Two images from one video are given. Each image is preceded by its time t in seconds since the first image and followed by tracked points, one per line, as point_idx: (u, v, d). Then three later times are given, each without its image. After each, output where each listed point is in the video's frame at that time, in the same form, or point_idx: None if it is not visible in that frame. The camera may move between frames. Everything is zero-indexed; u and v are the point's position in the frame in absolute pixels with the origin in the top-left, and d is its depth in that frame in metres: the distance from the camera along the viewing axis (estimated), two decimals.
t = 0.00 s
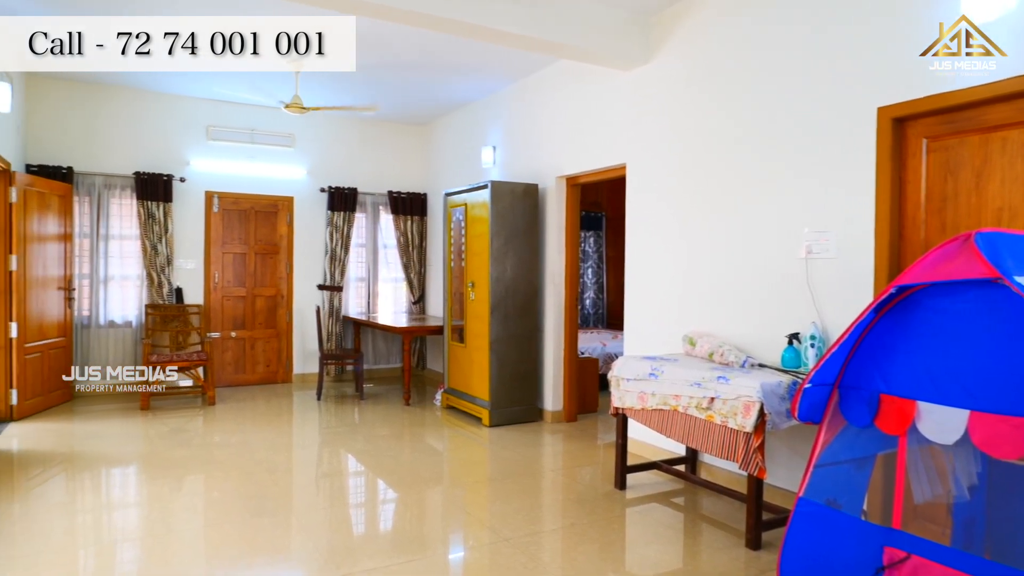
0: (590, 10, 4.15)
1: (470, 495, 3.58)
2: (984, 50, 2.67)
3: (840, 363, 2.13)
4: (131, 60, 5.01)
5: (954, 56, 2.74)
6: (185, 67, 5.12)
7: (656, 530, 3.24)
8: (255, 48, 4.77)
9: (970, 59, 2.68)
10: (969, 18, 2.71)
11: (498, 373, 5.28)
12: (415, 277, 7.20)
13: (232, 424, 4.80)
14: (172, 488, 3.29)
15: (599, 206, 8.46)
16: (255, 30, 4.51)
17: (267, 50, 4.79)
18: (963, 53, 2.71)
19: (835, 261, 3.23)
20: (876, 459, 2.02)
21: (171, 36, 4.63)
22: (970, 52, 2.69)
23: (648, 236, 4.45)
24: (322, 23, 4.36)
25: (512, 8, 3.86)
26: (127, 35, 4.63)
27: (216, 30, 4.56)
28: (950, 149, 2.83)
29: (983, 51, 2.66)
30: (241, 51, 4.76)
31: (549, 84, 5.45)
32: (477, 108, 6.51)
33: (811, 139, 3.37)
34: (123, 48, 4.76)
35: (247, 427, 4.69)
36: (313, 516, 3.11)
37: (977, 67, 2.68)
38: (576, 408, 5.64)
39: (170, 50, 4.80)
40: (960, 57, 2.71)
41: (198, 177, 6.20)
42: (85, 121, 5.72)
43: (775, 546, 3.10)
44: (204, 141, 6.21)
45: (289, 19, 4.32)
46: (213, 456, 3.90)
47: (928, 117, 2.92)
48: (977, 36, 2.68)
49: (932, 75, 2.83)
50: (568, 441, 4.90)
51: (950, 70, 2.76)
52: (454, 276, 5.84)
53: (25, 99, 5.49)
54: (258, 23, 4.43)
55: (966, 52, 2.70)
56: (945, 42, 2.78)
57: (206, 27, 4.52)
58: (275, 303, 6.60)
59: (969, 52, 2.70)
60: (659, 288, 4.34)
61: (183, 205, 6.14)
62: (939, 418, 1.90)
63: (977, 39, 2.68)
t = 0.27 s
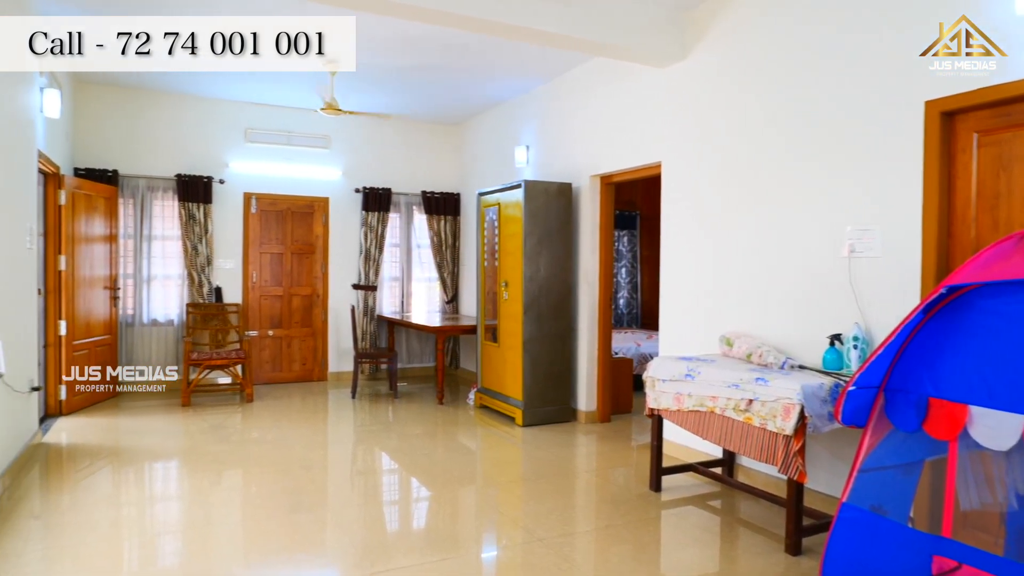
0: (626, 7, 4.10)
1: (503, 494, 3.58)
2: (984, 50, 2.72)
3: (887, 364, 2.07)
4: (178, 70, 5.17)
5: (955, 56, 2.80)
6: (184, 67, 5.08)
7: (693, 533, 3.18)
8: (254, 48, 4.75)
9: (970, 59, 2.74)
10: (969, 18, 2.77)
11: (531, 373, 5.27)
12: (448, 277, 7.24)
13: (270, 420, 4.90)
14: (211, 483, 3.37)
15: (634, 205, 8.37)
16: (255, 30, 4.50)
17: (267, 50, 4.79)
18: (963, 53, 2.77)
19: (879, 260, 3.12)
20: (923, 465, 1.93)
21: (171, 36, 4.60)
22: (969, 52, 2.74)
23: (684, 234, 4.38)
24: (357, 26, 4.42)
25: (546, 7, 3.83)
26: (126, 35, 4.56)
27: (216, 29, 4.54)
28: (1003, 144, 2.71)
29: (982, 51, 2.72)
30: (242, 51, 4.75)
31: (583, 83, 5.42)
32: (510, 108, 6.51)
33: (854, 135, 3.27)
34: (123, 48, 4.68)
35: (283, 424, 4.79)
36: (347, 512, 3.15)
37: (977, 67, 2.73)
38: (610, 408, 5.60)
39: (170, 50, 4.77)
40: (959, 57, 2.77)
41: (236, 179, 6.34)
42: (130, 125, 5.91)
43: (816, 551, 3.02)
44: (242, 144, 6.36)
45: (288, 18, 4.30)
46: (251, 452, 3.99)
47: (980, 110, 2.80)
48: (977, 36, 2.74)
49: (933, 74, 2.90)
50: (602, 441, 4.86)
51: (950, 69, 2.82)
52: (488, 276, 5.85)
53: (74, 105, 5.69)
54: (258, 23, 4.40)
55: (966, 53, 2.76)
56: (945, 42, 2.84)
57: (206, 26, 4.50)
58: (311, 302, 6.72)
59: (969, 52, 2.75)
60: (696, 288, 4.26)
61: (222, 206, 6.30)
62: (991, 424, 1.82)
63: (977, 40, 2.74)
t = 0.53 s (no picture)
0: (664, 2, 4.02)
1: (538, 495, 3.55)
2: (984, 50, 2.79)
3: (937, 367, 1.97)
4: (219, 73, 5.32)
5: (954, 55, 2.87)
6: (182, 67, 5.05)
7: (732, 537, 3.10)
8: (254, 48, 4.72)
9: (970, 59, 2.81)
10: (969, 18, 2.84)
11: (567, 372, 5.24)
12: (483, 276, 7.26)
13: (308, 418, 4.99)
14: (252, 479, 3.44)
15: (670, 203, 8.24)
16: (254, 29, 4.48)
17: (267, 49, 4.75)
18: (963, 53, 2.84)
19: (928, 258, 2.99)
20: (976, 471, 1.87)
21: (171, 36, 4.58)
22: (969, 52, 2.82)
23: (722, 232, 4.28)
24: (392, 28, 4.45)
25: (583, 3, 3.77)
26: (127, 35, 4.49)
27: (214, 28, 4.48)
28: None
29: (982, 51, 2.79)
30: (240, 51, 4.71)
31: (619, 80, 5.36)
32: (545, 107, 6.48)
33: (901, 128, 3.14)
34: (123, 48, 4.57)
35: (321, 422, 4.86)
36: (383, 509, 3.17)
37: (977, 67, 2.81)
38: (646, 409, 5.52)
39: (170, 50, 4.74)
40: (959, 57, 2.85)
41: (276, 180, 6.48)
42: (175, 130, 6.08)
43: (861, 558, 2.91)
44: (281, 146, 6.49)
45: (287, 17, 4.31)
46: (290, 449, 4.06)
47: None
48: (977, 36, 2.81)
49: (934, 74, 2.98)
50: (638, 442, 4.80)
51: (951, 69, 2.90)
52: (523, 275, 5.83)
53: (122, 111, 5.89)
54: (257, 23, 4.40)
55: (965, 53, 2.83)
56: (946, 42, 2.92)
57: (206, 24, 4.45)
58: (348, 302, 6.81)
59: (969, 52, 2.83)
60: (734, 287, 4.17)
61: (262, 208, 6.43)
62: None
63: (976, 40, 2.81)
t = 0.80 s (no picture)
0: None
1: (575, 495, 3.52)
2: (984, 50, 2.88)
3: (992, 370, 1.93)
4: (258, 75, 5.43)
5: (955, 55, 2.96)
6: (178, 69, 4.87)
7: (774, 542, 3.01)
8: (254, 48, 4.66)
9: (969, 59, 2.91)
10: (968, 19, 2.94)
11: (604, 373, 5.18)
12: (519, 276, 7.25)
13: (347, 416, 5.06)
14: (292, 476, 3.50)
15: (709, 202, 8.09)
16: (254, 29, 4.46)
17: (267, 49, 4.70)
18: (962, 53, 2.93)
19: (981, 256, 2.86)
20: None
21: (171, 36, 4.49)
22: (969, 52, 2.91)
23: (763, 229, 4.18)
24: (427, 30, 4.48)
25: None
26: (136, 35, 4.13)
27: (217, 29, 4.42)
28: None
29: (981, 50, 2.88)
30: (240, 52, 4.64)
31: (656, 78, 5.28)
32: (581, 106, 6.43)
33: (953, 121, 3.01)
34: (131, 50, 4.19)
35: (360, 421, 4.93)
36: (421, 507, 3.20)
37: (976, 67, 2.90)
38: (685, 410, 5.43)
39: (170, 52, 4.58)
40: (959, 57, 2.94)
41: (315, 182, 6.59)
42: (218, 135, 6.25)
43: (911, 566, 2.79)
44: (320, 148, 6.61)
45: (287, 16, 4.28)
46: (329, 447, 4.12)
47: None
48: (977, 36, 2.90)
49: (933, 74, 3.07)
50: (677, 444, 4.72)
51: (951, 68, 2.99)
52: (559, 275, 5.80)
53: (168, 116, 6.08)
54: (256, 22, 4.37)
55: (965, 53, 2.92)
56: (946, 42, 3.01)
57: (206, 24, 4.39)
58: (386, 302, 6.89)
59: (969, 52, 2.92)
60: (776, 286, 4.06)
61: (302, 209, 6.56)
62: None
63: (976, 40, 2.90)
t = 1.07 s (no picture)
0: None
1: (612, 497, 3.48)
2: (984, 49, 2.97)
3: None
4: (298, 79, 5.53)
5: (955, 55, 3.06)
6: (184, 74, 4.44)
7: (818, 547, 2.91)
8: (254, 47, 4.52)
9: (966, 59, 3.02)
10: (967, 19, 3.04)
11: (641, 374, 5.11)
12: (555, 276, 7.23)
13: (385, 415, 5.11)
14: (331, 474, 3.55)
15: (749, 200, 7.91)
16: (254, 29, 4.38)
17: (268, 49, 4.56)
18: (963, 53, 3.03)
19: None
20: None
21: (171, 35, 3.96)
22: (969, 52, 3.00)
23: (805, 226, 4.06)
24: (462, 31, 4.49)
25: None
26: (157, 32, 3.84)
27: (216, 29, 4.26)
28: None
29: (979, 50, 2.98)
30: (239, 52, 4.49)
31: (694, 74, 5.19)
32: (617, 104, 6.37)
33: (1008, 113, 2.87)
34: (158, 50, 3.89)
35: (397, 419, 4.97)
36: (457, 506, 3.21)
37: (976, 68, 3.00)
38: (724, 412, 5.32)
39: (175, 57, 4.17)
40: (959, 57, 3.04)
41: (353, 183, 6.69)
42: (259, 139, 6.39)
43: None
44: (358, 150, 6.71)
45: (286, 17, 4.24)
46: (367, 445, 4.17)
47: None
48: (975, 36, 3.00)
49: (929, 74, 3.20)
50: (716, 446, 4.62)
51: (952, 68, 3.09)
52: (596, 275, 5.74)
53: (211, 121, 6.24)
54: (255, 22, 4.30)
55: (962, 53, 3.03)
56: (946, 42, 3.12)
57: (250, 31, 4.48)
58: (422, 302, 6.94)
59: (969, 52, 3.01)
60: (818, 284, 3.94)
61: (341, 210, 6.65)
62: None
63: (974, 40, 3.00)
